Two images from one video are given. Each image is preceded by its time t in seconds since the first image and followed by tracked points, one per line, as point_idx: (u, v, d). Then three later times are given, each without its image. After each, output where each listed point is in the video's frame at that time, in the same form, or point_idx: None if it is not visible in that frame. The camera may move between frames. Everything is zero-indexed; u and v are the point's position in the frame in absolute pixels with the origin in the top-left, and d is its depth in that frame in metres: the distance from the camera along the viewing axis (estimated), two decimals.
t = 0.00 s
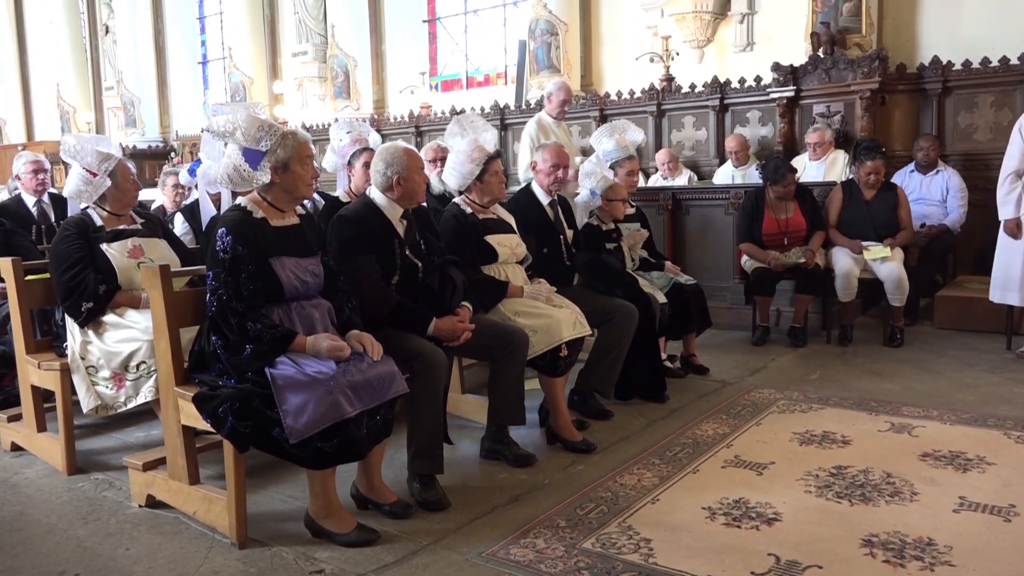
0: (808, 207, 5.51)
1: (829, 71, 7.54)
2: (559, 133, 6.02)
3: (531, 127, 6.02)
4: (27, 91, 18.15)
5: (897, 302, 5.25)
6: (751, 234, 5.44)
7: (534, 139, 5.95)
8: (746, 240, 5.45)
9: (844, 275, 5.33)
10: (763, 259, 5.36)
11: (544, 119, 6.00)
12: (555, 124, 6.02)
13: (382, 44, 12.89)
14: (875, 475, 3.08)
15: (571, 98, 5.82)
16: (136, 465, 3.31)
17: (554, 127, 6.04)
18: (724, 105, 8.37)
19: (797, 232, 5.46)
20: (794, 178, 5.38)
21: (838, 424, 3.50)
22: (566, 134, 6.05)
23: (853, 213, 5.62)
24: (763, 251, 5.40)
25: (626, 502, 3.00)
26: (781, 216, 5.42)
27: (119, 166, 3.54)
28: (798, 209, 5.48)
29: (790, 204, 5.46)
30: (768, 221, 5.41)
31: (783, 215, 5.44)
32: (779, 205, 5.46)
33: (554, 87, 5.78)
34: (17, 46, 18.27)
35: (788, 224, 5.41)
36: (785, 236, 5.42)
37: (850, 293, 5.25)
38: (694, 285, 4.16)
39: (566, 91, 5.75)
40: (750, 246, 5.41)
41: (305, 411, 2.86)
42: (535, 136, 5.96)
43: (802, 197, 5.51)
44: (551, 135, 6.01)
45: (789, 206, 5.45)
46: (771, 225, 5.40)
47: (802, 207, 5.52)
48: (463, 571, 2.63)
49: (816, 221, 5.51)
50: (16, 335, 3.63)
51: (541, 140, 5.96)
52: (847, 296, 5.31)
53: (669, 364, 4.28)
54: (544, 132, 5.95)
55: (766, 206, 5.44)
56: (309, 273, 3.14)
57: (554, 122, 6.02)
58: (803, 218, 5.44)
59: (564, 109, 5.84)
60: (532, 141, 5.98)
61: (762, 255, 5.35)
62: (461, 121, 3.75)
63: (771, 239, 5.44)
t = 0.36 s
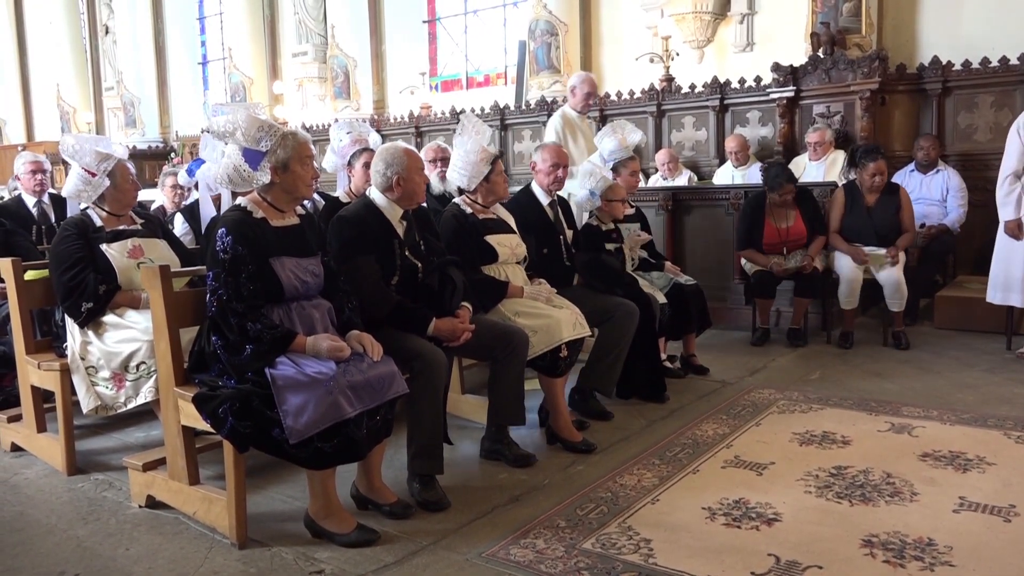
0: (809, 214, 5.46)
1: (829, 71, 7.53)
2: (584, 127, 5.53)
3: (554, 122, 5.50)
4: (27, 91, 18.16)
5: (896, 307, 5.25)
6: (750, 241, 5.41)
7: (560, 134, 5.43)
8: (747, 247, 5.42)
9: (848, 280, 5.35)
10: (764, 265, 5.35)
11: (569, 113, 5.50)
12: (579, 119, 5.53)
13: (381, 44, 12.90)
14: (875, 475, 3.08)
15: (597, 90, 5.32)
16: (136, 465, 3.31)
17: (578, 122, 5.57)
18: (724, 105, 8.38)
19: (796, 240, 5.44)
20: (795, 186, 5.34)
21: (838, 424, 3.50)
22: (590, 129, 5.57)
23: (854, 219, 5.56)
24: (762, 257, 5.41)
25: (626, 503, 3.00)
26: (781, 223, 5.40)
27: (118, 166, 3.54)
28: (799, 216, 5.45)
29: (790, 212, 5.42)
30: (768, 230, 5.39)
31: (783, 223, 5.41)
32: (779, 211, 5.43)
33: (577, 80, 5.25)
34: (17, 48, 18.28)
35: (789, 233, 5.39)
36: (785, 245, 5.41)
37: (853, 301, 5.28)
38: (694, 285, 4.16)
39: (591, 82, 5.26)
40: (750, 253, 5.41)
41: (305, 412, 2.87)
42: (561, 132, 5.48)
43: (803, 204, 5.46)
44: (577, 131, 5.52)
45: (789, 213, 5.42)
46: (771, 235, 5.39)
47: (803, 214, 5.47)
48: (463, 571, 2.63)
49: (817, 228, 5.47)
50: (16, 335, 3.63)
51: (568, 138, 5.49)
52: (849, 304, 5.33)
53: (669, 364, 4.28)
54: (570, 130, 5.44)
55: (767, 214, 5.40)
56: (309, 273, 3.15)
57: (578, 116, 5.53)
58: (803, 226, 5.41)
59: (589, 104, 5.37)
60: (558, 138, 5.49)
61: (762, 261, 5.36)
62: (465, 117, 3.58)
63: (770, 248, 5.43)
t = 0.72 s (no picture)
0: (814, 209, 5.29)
1: (832, 70, 7.50)
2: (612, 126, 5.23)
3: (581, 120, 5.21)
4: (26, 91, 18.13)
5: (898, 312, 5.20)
6: (752, 240, 5.32)
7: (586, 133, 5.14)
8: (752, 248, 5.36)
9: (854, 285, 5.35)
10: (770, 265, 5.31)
11: (598, 111, 5.21)
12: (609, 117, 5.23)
13: (380, 43, 12.88)
14: (878, 477, 3.05)
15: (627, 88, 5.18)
16: (132, 468, 3.27)
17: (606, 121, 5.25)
18: (726, 104, 8.35)
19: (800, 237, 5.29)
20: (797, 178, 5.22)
21: (841, 426, 3.46)
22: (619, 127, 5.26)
23: (863, 214, 5.39)
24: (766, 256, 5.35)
25: (627, 505, 2.97)
26: (783, 221, 5.29)
27: (114, 164, 3.50)
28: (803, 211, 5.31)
29: (793, 208, 5.29)
30: (771, 229, 5.29)
31: (786, 220, 5.29)
32: (783, 206, 5.32)
33: (608, 76, 5.11)
34: (16, 48, 18.25)
35: (791, 230, 5.27)
36: (788, 242, 5.28)
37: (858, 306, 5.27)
38: (696, 285, 4.13)
39: (621, 81, 5.10)
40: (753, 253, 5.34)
41: (302, 414, 2.85)
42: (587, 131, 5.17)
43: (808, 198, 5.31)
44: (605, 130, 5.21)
45: (792, 208, 5.29)
46: (773, 232, 5.29)
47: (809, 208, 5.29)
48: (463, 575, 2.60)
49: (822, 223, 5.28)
50: (11, 336, 3.60)
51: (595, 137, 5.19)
52: (856, 308, 5.33)
53: (671, 366, 4.25)
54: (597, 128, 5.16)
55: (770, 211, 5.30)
56: (307, 273, 3.14)
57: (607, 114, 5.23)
58: (807, 224, 5.25)
59: (619, 102, 5.18)
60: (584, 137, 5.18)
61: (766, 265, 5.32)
62: (467, 116, 3.51)
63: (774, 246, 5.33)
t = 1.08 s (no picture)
0: (824, 174, 5.10)
1: (841, 63, 7.31)
2: (646, 116, 5.05)
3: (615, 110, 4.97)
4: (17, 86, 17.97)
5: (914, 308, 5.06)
6: (757, 206, 5.17)
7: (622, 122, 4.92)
8: (756, 212, 5.19)
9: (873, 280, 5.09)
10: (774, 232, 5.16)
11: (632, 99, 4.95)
12: (643, 107, 5.05)
13: (376, 36, 12.76)
14: (890, 484, 2.94)
15: (665, 78, 4.92)
16: (118, 474, 3.17)
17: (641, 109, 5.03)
18: (732, 98, 8.26)
19: (808, 207, 5.13)
20: (806, 136, 5.03)
21: (851, 431, 3.36)
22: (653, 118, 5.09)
23: (880, 178, 5.07)
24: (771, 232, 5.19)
25: (631, 512, 2.87)
26: (792, 185, 5.11)
27: (95, 159, 3.38)
28: (813, 176, 5.12)
29: (803, 173, 5.09)
30: (779, 193, 5.11)
31: (794, 186, 5.12)
32: (792, 170, 5.12)
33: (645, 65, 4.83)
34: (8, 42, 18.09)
35: (800, 196, 5.10)
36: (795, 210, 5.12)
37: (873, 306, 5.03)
38: (700, 286, 4.03)
39: (659, 71, 4.82)
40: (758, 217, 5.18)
41: (294, 419, 2.76)
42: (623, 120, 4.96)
43: (818, 161, 5.11)
44: (639, 120, 5.03)
45: (802, 173, 5.10)
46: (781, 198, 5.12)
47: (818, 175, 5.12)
48: None
49: (830, 193, 5.14)
50: None
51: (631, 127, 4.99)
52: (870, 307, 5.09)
53: (675, 369, 4.15)
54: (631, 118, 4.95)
55: (779, 176, 5.12)
56: (300, 273, 3.04)
57: (642, 103, 5.03)
58: (816, 190, 5.10)
59: (655, 92, 4.95)
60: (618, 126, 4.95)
61: (771, 230, 5.16)
62: (467, 111, 3.41)
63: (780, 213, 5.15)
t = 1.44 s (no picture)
0: (841, 144, 4.86)
1: (855, 53, 7.05)
2: (670, 110, 4.80)
3: (636, 103, 4.76)
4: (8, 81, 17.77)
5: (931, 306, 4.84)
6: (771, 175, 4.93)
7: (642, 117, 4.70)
8: (769, 180, 4.96)
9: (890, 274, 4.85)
10: (790, 197, 4.88)
11: (654, 92, 4.75)
12: (666, 100, 4.79)
13: (369, 26, 12.59)
14: (905, 493, 2.82)
15: (691, 72, 4.68)
16: (101, 483, 3.04)
17: (665, 104, 4.80)
18: (741, 90, 8.11)
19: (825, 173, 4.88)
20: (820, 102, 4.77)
21: (865, 437, 3.24)
22: (677, 111, 4.82)
23: (901, 147, 4.72)
24: (783, 213, 5.01)
25: (635, 523, 2.75)
26: (808, 151, 4.87)
27: (71, 154, 3.23)
28: (829, 142, 4.87)
29: (818, 141, 4.86)
30: (793, 160, 4.87)
31: (811, 153, 4.87)
32: (808, 135, 4.87)
33: (669, 55, 4.62)
34: None
35: (815, 163, 4.85)
36: (812, 177, 4.87)
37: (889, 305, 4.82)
38: (707, 285, 3.90)
39: (683, 62, 4.60)
40: (771, 185, 4.94)
41: (285, 425, 2.66)
42: (643, 115, 4.73)
43: (834, 128, 4.89)
44: (661, 113, 4.78)
45: (817, 140, 4.86)
46: (796, 165, 4.88)
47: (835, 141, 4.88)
48: None
49: (849, 164, 4.89)
50: None
51: (651, 121, 4.75)
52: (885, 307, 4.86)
53: (681, 373, 4.01)
54: (652, 112, 4.75)
55: (793, 144, 4.89)
56: (291, 274, 2.91)
57: (665, 96, 4.78)
58: (833, 158, 4.85)
59: (679, 84, 4.72)
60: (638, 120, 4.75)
61: (785, 193, 4.89)
62: (465, 104, 3.28)
63: (796, 180, 4.90)
